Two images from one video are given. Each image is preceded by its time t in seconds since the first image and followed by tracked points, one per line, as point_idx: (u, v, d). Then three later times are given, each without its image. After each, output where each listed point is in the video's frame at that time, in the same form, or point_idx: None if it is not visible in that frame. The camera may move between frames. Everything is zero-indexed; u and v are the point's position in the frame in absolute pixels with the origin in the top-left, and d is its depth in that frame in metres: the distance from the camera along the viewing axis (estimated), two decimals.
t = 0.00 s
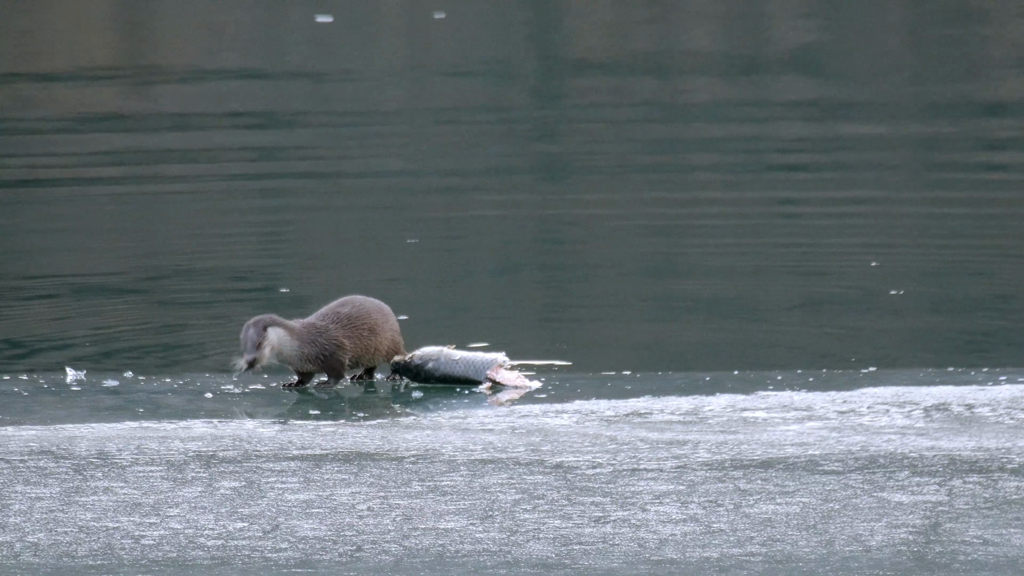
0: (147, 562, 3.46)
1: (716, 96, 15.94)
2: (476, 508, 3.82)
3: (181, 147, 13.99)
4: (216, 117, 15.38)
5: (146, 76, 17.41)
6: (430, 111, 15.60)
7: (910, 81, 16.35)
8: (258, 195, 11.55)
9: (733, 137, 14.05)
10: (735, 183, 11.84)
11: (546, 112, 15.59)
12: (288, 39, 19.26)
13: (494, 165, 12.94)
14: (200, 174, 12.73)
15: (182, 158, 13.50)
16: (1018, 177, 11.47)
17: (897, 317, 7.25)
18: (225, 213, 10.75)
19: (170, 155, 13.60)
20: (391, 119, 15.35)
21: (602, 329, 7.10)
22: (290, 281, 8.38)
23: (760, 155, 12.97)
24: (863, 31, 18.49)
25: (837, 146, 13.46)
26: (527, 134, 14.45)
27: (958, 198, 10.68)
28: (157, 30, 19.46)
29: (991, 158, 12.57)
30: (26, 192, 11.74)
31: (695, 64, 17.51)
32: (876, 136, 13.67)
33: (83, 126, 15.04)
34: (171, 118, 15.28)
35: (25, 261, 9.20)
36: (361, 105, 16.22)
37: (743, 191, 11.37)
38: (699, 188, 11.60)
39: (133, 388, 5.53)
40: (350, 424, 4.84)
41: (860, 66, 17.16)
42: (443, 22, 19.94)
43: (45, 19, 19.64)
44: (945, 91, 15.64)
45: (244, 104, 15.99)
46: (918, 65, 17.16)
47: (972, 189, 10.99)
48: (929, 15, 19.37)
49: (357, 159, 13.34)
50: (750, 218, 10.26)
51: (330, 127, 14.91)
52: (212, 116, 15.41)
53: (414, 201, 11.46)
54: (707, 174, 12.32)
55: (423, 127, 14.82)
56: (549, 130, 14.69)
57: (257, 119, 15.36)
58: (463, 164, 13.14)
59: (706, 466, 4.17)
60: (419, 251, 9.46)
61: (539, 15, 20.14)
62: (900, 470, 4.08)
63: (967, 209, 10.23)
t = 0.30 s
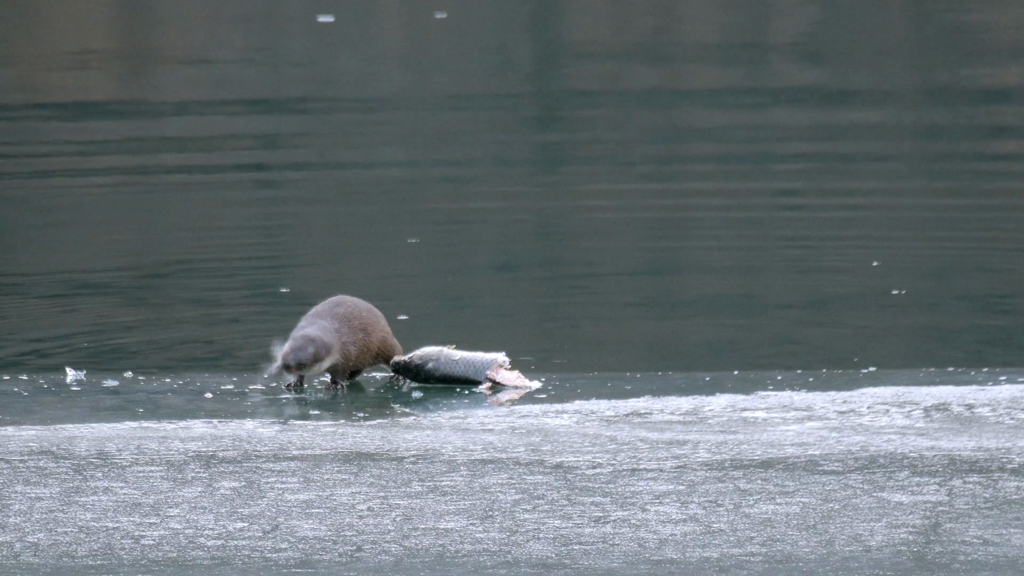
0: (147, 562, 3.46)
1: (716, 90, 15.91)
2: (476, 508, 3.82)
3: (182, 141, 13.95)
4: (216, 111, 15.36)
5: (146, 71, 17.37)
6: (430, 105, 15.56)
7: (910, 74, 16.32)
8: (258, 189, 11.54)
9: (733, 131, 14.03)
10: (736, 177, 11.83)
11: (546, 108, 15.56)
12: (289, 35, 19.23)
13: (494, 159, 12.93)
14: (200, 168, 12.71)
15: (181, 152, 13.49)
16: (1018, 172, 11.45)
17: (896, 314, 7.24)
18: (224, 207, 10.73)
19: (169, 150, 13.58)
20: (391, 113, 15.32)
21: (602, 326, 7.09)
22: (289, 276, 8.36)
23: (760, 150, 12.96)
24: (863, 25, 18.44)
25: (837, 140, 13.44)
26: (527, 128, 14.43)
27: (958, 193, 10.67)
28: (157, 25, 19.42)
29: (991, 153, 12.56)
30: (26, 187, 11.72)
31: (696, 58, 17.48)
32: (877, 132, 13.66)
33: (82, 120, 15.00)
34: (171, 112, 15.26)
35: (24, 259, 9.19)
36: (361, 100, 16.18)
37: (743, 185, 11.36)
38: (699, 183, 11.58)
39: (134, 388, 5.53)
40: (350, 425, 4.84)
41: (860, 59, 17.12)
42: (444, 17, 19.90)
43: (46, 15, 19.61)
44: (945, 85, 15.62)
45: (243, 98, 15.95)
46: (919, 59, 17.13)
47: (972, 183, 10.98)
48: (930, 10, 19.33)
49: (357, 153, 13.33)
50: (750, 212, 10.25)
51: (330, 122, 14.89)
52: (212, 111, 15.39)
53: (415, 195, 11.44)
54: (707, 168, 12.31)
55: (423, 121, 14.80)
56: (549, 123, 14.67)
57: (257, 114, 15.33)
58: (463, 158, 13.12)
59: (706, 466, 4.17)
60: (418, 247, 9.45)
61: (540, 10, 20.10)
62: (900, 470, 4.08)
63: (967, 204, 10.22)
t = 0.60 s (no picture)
0: (147, 562, 3.46)
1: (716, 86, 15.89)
2: (476, 508, 3.82)
3: (181, 138, 13.94)
4: (215, 106, 15.34)
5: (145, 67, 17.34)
6: (429, 101, 15.54)
7: (910, 70, 16.30)
8: (257, 185, 11.52)
9: (733, 128, 14.02)
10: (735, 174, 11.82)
11: (546, 104, 15.55)
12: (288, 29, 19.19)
13: (493, 156, 12.92)
14: (199, 164, 12.70)
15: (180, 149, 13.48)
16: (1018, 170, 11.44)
17: (896, 311, 7.23)
18: (224, 204, 10.71)
19: (169, 149, 13.57)
20: (391, 109, 15.30)
21: (602, 323, 7.08)
22: (289, 273, 8.36)
23: (759, 147, 12.95)
24: (863, 19, 18.40)
25: (837, 136, 13.42)
26: (526, 125, 14.41)
27: (958, 191, 10.66)
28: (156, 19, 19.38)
29: (991, 150, 12.57)
30: (25, 184, 11.70)
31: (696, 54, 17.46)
32: (877, 128, 13.64)
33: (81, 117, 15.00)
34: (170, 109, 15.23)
35: (23, 256, 9.18)
36: (360, 95, 16.16)
37: (742, 182, 11.35)
38: (699, 179, 11.56)
39: (134, 388, 5.53)
40: (350, 425, 4.84)
41: (860, 55, 17.10)
42: (443, 12, 19.86)
43: (45, 8, 19.56)
44: (945, 82, 15.60)
45: (242, 94, 15.93)
46: (919, 55, 17.11)
47: (972, 181, 10.97)
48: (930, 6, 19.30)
49: (356, 149, 13.31)
50: (750, 208, 10.24)
51: (329, 117, 14.87)
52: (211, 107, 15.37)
53: (414, 193, 11.43)
54: (707, 164, 12.30)
55: (422, 118, 14.78)
56: (549, 119, 14.65)
57: (256, 110, 15.31)
58: (462, 156, 13.11)
59: (706, 466, 4.17)
60: (417, 245, 9.44)
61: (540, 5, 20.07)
62: (900, 470, 4.08)
63: (966, 203, 10.21)
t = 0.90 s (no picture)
0: (147, 562, 3.46)
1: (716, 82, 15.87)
2: (476, 508, 3.82)
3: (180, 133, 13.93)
4: (215, 101, 15.32)
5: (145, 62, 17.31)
6: (429, 96, 15.53)
7: (910, 65, 16.28)
8: (257, 182, 11.51)
9: (732, 122, 14.00)
10: (735, 170, 11.81)
11: (545, 99, 15.53)
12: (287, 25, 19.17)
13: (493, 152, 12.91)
14: (198, 160, 12.68)
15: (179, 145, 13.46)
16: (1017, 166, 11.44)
17: (896, 309, 7.23)
18: (223, 201, 10.70)
19: (168, 143, 13.55)
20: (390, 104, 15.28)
21: (602, 321, 7.08)
22: (288, 272, 8.35)
23: (759, 142, 12.93)
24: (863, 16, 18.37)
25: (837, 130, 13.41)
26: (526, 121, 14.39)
27: (957, 187, 10.66)
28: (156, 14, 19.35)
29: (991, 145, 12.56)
30: (24, 180, 11.69)
31: (696, 50, 17.44)
32: (876, 122, 13.63)
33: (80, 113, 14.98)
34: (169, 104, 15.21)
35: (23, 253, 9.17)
36: (359, 90, 16.13)
37: (742, 178, 11.34)
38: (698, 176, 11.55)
39: (134, 388, 5.53)
40: (350, 425, 4.84)
41: (860, 51, 17.08)
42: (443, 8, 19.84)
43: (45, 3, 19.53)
44: (945, 76, 15.58)
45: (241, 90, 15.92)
46: (919, 51, 17.09)
47: (971, 177, 10.96)
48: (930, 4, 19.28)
49: (355, 145, 13.29)
50: (749, 205, 10.23)
51: (328, 113, 14.85)
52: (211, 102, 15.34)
53: (413, 190, 11.42)
54: (706, 160, 12.29)
55: (421, 113, 14.77)
56: (548, 113, 14.63)
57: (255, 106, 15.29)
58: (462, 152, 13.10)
59: (706, 466, 4.17)
60: (417, 243, 9.43)
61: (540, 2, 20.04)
62: (900, 470, 4.08)
63: (966, 198, 10.20)
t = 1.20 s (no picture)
0: (147, 563, 3.46)
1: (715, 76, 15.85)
2: (476, 508, 3.82)
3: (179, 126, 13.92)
4: (214, 96, 15.30)
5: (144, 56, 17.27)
6: (428, 88, 15.50)
7: (911, 58, 16.25)
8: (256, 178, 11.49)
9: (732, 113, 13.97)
10: (734, 163, 11.79)
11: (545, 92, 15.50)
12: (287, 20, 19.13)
13: (493, 145, 12.89)
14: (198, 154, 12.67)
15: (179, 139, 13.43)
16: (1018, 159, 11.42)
17: (896, 306, 7.22)
18: (222, 196, 10.69)
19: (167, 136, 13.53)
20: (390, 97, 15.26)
21: (602, 317, 7.07)
22: (288, 270, 8.34)
23: (759, 134, 12.91)
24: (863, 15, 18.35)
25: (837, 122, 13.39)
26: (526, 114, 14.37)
27: (957, 181, 10.65)
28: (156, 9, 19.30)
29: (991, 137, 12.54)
30: (24, 175, 11.68)
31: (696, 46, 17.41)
32: (877, 115, 13.60)
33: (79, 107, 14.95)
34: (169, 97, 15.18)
35: (22, 250, 9.16)
36: (359, 80, 16.10)
37: (742, 172, 11.33)
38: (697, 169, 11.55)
39: (133, 388, 5.52)
40: (350, 425, 4.84)
41: (860, 45, 17.05)
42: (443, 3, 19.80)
43: None
44: (946, 68, 15.55)
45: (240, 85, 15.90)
46: (919, 43, 17.06)
47: (971, 171, 10.95)
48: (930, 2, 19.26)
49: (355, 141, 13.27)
50: (749, 200, 10.22)
51: (328, 107, 14.83)
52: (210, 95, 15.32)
53: (412, 184, 11.41)
54: (706, 153, 12.29)
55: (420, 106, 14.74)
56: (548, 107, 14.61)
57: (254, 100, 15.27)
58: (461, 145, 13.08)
59: (706, 466, 4.17)
60: (417, 239, 9.42)
61: None
62: (900, 470, 4.08)
63: (965, 192, 10.19)
